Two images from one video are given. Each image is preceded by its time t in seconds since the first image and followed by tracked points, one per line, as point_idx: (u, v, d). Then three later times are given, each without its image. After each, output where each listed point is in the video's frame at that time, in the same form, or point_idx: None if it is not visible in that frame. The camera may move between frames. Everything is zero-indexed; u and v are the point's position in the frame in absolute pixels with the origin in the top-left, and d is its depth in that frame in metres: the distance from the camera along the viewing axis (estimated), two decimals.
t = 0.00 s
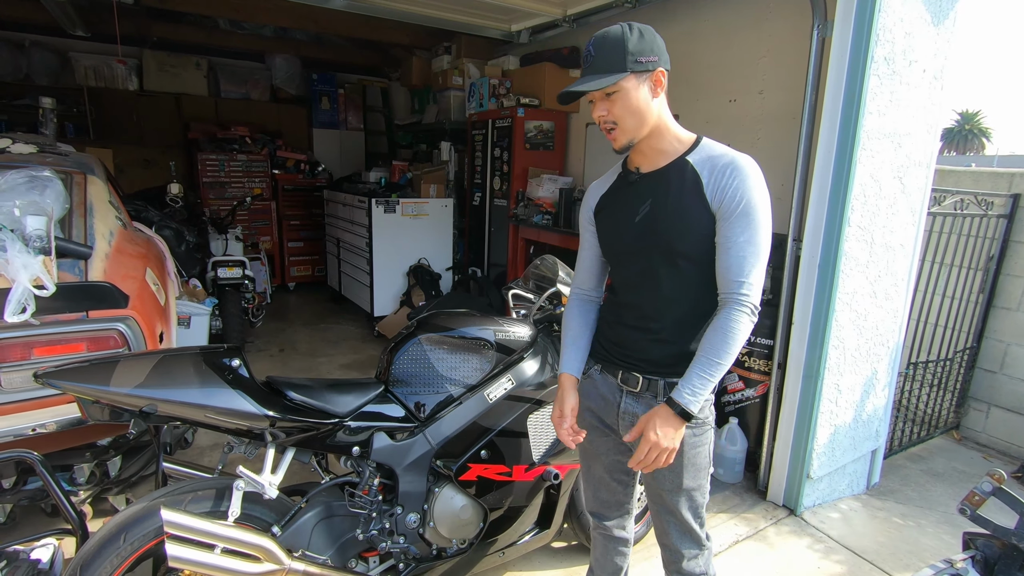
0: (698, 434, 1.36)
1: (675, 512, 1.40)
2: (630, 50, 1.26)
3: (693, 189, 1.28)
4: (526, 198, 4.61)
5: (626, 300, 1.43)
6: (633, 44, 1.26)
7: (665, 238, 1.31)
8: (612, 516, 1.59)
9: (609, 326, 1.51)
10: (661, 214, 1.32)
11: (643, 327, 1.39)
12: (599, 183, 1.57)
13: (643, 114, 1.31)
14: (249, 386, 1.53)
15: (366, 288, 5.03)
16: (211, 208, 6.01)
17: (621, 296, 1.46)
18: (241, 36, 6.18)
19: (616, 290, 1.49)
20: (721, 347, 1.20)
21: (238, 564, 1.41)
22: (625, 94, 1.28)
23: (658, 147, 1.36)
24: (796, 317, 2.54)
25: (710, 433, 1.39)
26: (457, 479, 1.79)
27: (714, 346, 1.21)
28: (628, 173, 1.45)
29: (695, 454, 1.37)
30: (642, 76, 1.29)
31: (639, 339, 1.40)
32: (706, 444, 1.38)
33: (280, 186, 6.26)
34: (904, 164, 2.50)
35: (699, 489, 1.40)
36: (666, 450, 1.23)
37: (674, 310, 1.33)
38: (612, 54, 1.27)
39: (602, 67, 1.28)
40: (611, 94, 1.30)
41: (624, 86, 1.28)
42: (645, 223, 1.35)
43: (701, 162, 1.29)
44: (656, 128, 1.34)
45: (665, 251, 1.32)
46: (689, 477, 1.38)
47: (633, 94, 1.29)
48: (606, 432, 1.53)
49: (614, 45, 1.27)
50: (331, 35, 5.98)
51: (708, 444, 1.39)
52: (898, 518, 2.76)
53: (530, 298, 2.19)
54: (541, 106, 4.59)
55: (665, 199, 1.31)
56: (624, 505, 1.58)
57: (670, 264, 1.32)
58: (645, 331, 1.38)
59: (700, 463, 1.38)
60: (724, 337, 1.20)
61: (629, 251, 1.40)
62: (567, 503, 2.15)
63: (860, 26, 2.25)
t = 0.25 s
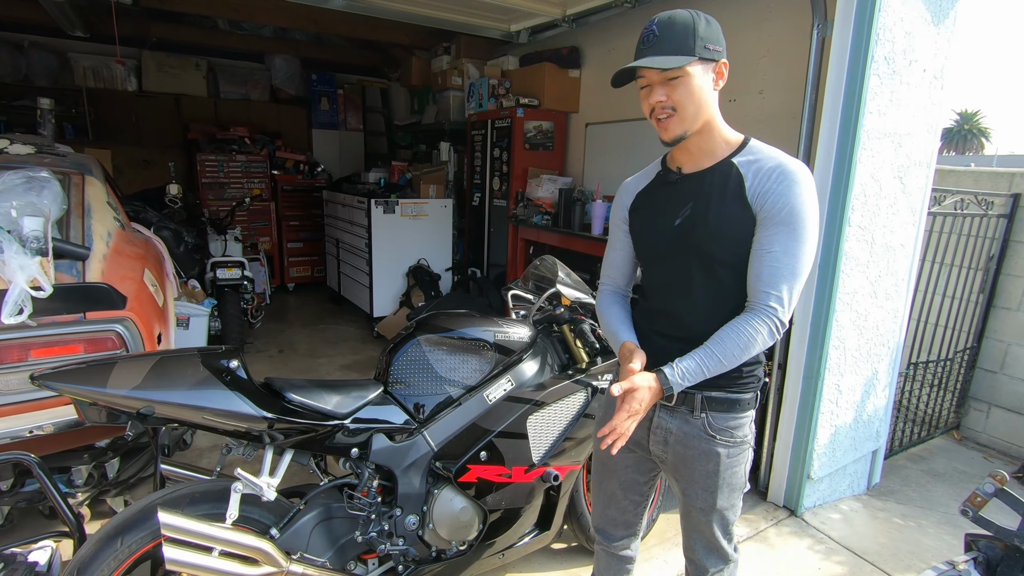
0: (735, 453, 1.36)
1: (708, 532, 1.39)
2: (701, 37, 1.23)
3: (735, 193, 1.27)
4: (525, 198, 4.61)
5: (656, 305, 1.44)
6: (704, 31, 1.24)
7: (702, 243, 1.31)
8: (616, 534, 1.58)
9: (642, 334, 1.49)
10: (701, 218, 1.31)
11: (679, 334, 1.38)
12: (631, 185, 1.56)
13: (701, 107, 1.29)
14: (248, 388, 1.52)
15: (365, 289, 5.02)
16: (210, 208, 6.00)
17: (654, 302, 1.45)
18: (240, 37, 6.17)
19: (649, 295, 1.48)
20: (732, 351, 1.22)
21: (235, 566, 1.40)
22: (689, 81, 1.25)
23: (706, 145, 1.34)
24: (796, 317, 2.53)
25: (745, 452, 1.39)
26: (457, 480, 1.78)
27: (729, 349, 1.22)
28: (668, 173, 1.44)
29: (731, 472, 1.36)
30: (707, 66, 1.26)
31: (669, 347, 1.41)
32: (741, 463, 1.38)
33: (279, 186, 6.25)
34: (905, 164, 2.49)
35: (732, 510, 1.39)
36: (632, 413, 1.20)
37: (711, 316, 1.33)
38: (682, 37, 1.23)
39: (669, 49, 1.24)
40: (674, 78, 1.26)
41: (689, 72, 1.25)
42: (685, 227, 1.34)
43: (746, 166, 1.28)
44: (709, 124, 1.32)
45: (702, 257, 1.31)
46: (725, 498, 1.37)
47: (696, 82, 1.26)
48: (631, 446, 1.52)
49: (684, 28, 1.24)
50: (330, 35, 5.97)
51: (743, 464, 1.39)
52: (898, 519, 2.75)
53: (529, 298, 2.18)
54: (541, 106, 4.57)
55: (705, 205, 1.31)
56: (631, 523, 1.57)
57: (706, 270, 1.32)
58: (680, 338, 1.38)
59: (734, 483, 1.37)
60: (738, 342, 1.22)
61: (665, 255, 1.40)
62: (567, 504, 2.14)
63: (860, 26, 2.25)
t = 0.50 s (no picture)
0: (772, 469, 1.34)
1: (737, 548, 1.39)
2: (766, 32, 1.24)
3: (776, 194, 1.26)
4: (524, 197, 4.59)
5: (691, 312, 1.42)
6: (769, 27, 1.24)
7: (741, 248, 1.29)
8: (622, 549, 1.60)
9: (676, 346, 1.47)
10: (739, 222, 1.30)
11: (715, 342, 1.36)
12: (659, 188, 1.54)
13: (756, 104, 1.28)
14: (244, 388, 1.50)
15: (364, 289, 5.01)
16: (208, 208, 5.99)
17: (688, 311, 1.43)
18: (238, 36, 6.15)
19: (682, 303, 1.46)
20: (777, 351, 1.19)
21: (230, 568, 1.38)
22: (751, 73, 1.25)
23: (750, 146, 1.32)
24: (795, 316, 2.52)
25: (782, 469, 1.37)
26: (456, 481, 1.77)
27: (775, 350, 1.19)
28: (703, 175, 1.42)
29: (765, 489, 1.35)
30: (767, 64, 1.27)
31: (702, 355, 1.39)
32: (777, 480, 1.36)
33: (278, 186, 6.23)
34: (905, 162, 2.48)
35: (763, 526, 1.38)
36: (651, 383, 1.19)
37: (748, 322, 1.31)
38: (751, 27, 1.23)
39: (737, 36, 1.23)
40: (735, 69, 1.25)
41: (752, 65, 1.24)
42: (721, 231, 1.33)
43: (790, 166, 1.26)
44: (757, 126, 1.31)
45: (741, 262, 1.29)
46: (758, 515, 1.36)
47: (757, 77, 1.25)
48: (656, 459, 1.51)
49: (752, 18, 1.23)
50: (328, 35, 5.96)
51: (779, 481, 1.37)
52: (899, 518, 2.74)
53: (528, 297, 2.17)
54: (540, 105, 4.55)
55: (743, 210, 1.29)
56: (640, 542, 1.58)
57: (745, 276, 1.29)
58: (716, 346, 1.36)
59: (767, 500, 1.36)
60: (786, 343, 1.18)
61: (700, 259, 1.38)
62: (567, 505, 2.13)
63: (860, 25, 2.25)
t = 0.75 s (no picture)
0: (789, 478, 1.34)
1: (750, 556, 1.38)
2: (798, 31, 1.23)
3: (798, 200, 1.24)
4: (524, 197, 4.58)
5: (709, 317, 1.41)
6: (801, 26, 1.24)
7: (761, 254, 1.28)
8: (621, 561, 1.58)
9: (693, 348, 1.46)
10: (759, 227, 1.29)
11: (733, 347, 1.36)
12: (676, 188, 1.54)
13: (784, 103, 1.26)
14: (242, 389, 1.50)
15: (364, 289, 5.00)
16: (207, 208, 5.98)
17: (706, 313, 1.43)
18: (236, 36, 6.14)
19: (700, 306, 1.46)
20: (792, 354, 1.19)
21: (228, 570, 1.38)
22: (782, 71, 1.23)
23: (775, 148, 1.30)
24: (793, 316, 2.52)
25: (797, 479, 1.36)
26: (455, 482, 1.76)
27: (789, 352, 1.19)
28: (724, 176, 1.42)
29: (780, 498, 1.34)
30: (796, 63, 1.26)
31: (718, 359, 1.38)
32: (793, 489, 1.36)
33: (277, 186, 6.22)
34: (904, 162, 2.48)
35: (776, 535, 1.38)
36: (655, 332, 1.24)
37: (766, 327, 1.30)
38: (784, 24, 1.22)
39: (772, 31, 1.21)
40: (767, 65, 1.23)
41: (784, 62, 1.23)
42: (741, 236, 1.33)
43: (813, 170, 1.24)
44: (782, 127, 1.30)
45: (762, 267, 1.28)
46: (772, 524, 1.35)
47: (787, 75, 1.24)
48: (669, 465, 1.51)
49: (787, 15, 1.23)
50: (327, 35, 5.95)
51: (794, 491, 1.37)
52: (899, 518, 2.74)
53: (527, 298, 2.17)
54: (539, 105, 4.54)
55: (764, 215, 1.28)
56: (639, 553, 1.57)
57: (766, 282, 1.29)
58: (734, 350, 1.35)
59: (782, 509, 1.36)
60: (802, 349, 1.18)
61: (719, 263, 1.38)
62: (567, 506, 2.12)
63: (858, 25, 2.24)
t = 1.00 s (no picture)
0: (787, 479, 1.33)
1: (750, 556, 1.38)
2: (795, 35, 1.23)
3: (791, 208, 1.24)
4: (522, 198, 4.58)
5: (707, 320, 1.42)
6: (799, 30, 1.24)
7: (757, 260, 1.28)
8: (621, 564, 1.57)
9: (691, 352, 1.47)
10: (753, 232, 1.29)
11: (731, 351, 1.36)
12: (675, 190, 1.55)
13: (779, 108, 1.26)
14: (241, 392, 1.50)
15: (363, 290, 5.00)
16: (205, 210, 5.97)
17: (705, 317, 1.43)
18: (234, 37, 6.14)
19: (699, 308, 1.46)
20: (784, 366, 1.19)
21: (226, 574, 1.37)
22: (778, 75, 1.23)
23: (769, 153, 1.30)
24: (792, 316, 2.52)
25: (796, 479, 1.36)
26: (455, 484, 1.76)
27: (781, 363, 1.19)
28: (719, 181, 1.42)
29: (779, 498, 1.34)
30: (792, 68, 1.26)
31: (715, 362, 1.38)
32: (792, 490, 1.36)
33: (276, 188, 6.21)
34: (902, 162, 2.48)
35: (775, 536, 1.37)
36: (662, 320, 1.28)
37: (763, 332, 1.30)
38: (780, 28, 1.22)
39: (768, 34, 1.21)
40: (763, 70, 1.24)
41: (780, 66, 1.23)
42: (735, 241, 1.33)
43: (807, 177, 1.24)
44: (777, 132, 1.29)
45: (758, 273, 1.28)
46: (772, 524, 1.35)
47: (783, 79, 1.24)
48: (668, 464, 1.51)
49: (784, 19, 1.23)
50: (326, 36, 5.95)
51: (793, 492, 1.36)
52: (898, 518, 2.74)
53: (525, 300, 2.17)
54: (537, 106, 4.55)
55: (759, 222, 1.28)
56: (641, 556, 1.57)
57: (762, 288, 1.29)
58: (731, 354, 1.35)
59: (781, 509, 1.36)
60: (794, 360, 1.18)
61: (715, 268, 1.38)
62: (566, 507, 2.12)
63: (855, 26, 2.25)
